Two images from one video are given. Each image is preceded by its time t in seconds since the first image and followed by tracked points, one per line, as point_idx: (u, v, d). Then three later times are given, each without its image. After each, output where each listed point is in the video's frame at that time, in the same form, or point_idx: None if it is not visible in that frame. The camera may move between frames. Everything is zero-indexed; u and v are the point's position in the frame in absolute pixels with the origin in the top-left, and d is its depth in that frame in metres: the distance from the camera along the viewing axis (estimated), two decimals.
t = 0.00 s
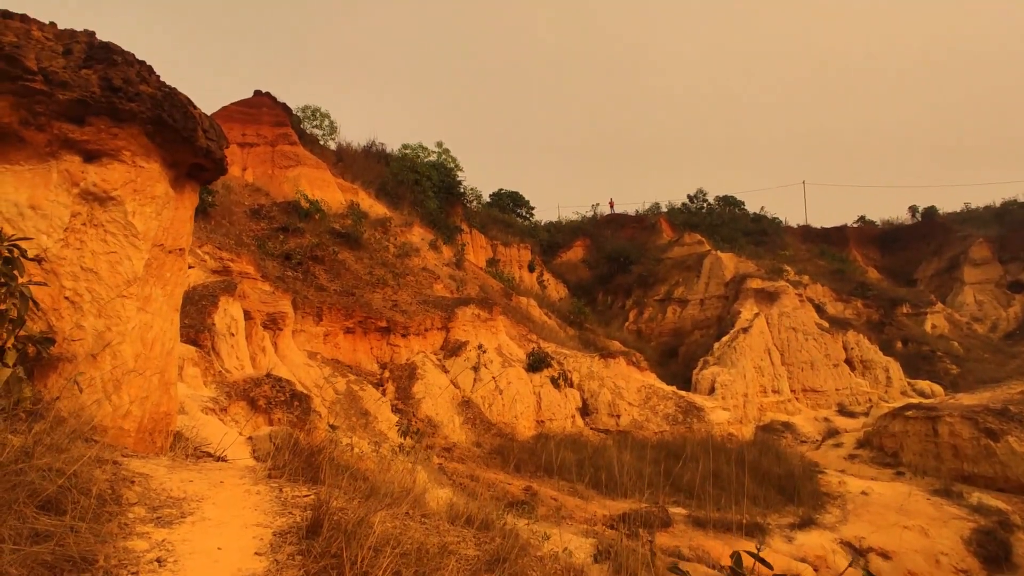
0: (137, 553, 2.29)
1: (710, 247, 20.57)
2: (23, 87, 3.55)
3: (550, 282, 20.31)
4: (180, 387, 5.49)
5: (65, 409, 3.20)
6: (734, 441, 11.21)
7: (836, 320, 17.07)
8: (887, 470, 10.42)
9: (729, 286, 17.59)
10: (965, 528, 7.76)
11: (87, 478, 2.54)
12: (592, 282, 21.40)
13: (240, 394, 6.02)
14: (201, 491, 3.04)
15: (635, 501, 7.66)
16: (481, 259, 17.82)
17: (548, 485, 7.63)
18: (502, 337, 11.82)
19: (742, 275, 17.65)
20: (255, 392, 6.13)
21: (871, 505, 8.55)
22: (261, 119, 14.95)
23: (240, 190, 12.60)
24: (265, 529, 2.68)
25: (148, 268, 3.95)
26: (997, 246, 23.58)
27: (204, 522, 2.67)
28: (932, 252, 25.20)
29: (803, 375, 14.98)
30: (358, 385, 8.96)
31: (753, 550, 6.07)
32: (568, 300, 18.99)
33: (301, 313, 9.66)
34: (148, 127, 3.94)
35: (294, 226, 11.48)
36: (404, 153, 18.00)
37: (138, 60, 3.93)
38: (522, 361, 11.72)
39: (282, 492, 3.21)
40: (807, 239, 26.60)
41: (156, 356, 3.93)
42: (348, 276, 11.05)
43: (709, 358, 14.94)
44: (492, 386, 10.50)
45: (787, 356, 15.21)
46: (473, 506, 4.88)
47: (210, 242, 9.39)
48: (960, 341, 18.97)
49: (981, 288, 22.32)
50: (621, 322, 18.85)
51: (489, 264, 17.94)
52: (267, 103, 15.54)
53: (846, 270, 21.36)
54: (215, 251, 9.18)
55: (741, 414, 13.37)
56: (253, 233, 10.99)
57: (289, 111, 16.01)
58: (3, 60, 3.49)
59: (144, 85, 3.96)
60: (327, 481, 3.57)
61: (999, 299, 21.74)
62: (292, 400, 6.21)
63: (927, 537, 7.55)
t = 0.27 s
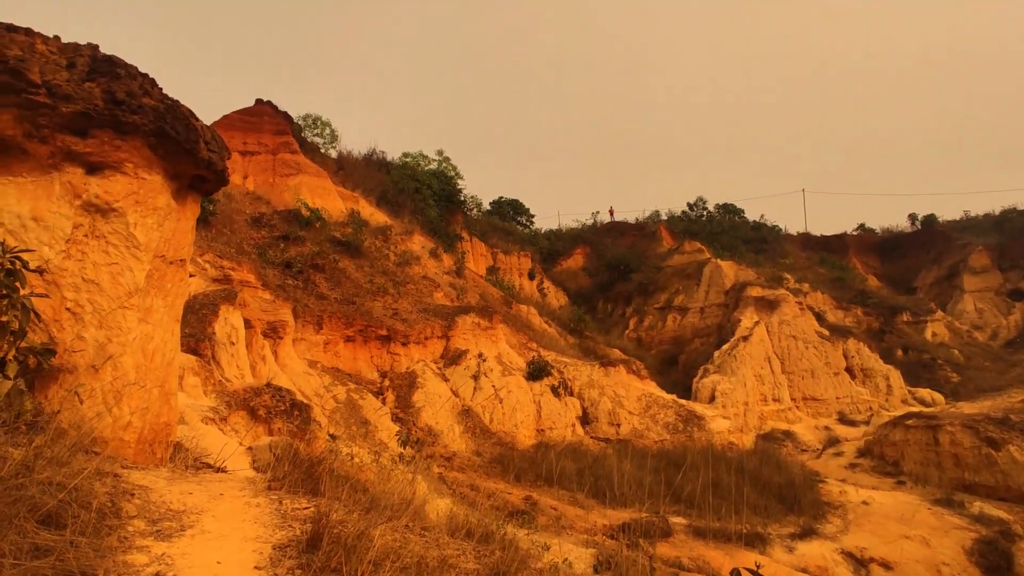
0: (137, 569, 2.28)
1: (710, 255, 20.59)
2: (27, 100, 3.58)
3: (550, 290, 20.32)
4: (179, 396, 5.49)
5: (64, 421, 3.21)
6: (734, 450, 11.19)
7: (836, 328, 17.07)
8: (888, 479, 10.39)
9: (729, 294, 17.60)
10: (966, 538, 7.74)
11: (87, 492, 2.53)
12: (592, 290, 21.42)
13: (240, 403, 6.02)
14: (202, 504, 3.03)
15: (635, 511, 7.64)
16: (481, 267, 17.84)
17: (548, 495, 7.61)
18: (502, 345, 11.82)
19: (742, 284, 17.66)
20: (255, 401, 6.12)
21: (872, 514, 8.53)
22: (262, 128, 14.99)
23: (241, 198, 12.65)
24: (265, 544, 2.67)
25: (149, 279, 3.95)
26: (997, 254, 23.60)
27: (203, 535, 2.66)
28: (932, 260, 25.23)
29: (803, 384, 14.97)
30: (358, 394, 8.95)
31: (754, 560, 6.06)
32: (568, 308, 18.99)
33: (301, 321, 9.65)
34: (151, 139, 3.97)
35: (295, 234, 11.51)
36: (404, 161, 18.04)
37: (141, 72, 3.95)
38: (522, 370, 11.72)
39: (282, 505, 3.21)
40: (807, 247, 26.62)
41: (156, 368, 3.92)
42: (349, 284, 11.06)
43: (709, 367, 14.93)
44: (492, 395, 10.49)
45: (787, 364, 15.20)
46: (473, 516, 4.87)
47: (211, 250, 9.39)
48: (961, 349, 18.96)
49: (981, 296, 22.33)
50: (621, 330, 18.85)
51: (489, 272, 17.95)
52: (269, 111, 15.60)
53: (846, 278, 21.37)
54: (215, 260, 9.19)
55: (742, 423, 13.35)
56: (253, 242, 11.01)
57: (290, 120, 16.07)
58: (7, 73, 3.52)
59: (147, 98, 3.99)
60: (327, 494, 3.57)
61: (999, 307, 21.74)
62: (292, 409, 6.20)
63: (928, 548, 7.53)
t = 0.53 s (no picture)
0: None
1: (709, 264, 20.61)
2: (28, 113, 3.60)
3: (549, 299, 20.32)
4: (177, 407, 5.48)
5: (62, 433, 3.20)
6: (734, 460, 11.15)
7: (835, 337, 17.07)
8: (888, 489, 10.36)
9: (728, 303, 17.60)
10: (967, 550, 7.71)
11: (85, 507, 2.53)
12: (591, 299, 21.44)
13: (239, 414, 6.00)
14: (200, 517, 3.02)
15: (634, 522, 7.61)
16: (481, 276, 17.84)
17: (547, 506, 7.57)
18: (501, 355, 11.81)
19: (741, 293, 17.66)
20: (253, 412, 6.11)
21: (872, 525, 8.50)
22: (262, 137, 15.03)
23: (240, 208, 12.67)
24: (262, 558, 2.66)
25: (148, 291, 3.95)
26: (995, 262, 23.65)
27: (200, 549, 2.65)
28: (930, 269, 25.27)
29: (803, 393, 14.95)
30: (357, 403, 8.92)
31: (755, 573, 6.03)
32: (567, 317, 18.99)
33: (300, 331, 9.64)
34: (151, 151, 3.98)
35: (294, 243, 11.53)
36: (404, 170, 18.08)
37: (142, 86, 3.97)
38: (521, 379, 11.71)
39: (280, 518, 3.20)
40: (806, 256, 26.66)
41: (154, 380, 3.92)
42: (348, 294, 11.06)
43: (708, 376, 14.91)
44: (491, 404, 10.47)
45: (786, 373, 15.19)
46: (472, 528, 4.85)
47: (210, 259, 9.39)
48: (960, 358, 18.95)
49: (979, 305, 22.34)
50: (621, 339, 18.85)
51: (488, 281, 17.96)
52: (269, 120, 15.65)
53: (844, 287, 21.39)
54: (214, 269, 9.19)
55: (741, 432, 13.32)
56: (253, 251, 11.02)
57: (290, 129, 16.12)
58: (9, 87, 3.54)
59: (148, 110, 4.01)
60: (325, 508, 3.56)
61: (998, 316, 21.76)
62: (290, 420, 6.19)
63: (929, 559, 7.50)
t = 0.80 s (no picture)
0: None
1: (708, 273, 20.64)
2: (30, 126, 3.63)
3: (548, 308, 20.32)
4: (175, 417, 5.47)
5: (59, 445, 3.20)
6: (733, 470, 11.13)
7: (833, 346, 17.07)
8: (887, 500, 10.34)
9: (727, 312, 17.61)
10: (966, 561, 7.68)
11: (82, 520, 2.53)
12: (590, 308, 21.46)
13: (237, 424, 5.99)
14: (197, 530, 3.01)
15: (633, 534, 7.58)
16: (479, 285, 17.85)
17: (546, 517, 7.55)
18: (500, 364, 11.80)
19: (739, 302, 17.67)
20: (251, 422, 6.10)
21: (872, 536, 8.48)
22: (262, 146, 15.06)
23: (240, 216, 12.70)
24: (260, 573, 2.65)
25: (147, 302, 3.95)
26: (993, 272, 23.71)
27: (197, 564, 2.65)
28: (928, 278, 25.32)
29: (802, 403, 14.94)
30: (355, 413, 8.91)
31: None
32: (565, 326, 18.99)
33: (299, 340, 9.63)
34: (152, 163, 4.00)
35: (294, 252, 11.54)
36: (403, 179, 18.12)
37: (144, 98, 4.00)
38: (519, 389, 11.70)
39: (278, 532, 3.19)
40: (804, 265, 26.71)
41: (153, 391, 3.92)
42: (347, 303, 11.06)
43: (707, 386, 14.89)
44: (489, 414, 10.46)
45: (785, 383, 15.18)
46: (470, 540, 4.84)
47: (209, 268, 9.38)
48: (958, 367, 18.96)
49: (978, 314, 22.37)
50: (619, 348, 18.85)
51: (487, 290, 17.97)
52: (269, 129, 15.70)
53: (842, 296, 21.42)
54: (213, 278, 9.19)
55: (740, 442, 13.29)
56: (252, 259, 11.03)
57: (290, 138, 16.17)
58: (11, 99, 3.57)
59: (149, 123, 4.03)
60: (323, 520, 3.55)
61: (996, 325, 21.79)
62: (288, 430, 6.17)
63: (928, 571, 7.50)
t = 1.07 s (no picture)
0: None
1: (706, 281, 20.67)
2: (31, 136, 3.64)
3: (547, 316, 20.32)
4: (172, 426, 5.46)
5: (57, 455, 3.19)
6: (731, 479, 11.11)
7: (831, 355, 17.08)
8: (886, 510, 10.32)
9: (725, 321, 17.63)
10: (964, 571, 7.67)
11: (79, 533, 2.52)
12: (588, 316, 21.47)
13: (234, 433, 5.98)
14: (194, 542, 3.00)
15: (632, 544, 7.57)
16: (478, 293, 17.86)
17: (544, 526, 7.52)
18: (498, 373, 11.79)
19: (737, 311, 17.69)
20: (248, 431, 6.09)
21: (870, 547, 8.47)
22: (261, 153, 15.09)
23: (239, 224, 12.73)
24: None
25: (146, 311, 3.96)
26: (990, 281, 23.77)
27: None
28: (926, 287, 25.39)
29: (800, 412, 14.93)
30: (353, 421, 8.89)
31: None
32: (564, 335, 18.99)
33: (297, 348, 9.62)
34: (152, 174, 4.01)
35: (293, 260, 11.57)
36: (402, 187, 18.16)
37: (145, 109, 4.02)
38: (518, 398, 11.69)
39: (274, 544, 3.18)
40: (802, 274, 26.75)
41: (151, 401, 3.91)
42: (345, 311, 11.06)
43: (705, 394, 14.88)
44: (487, 423, 10.44)
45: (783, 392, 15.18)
46: (469, 550, 4.83)
47: (208, 276, 9.38)
48: (956, 376, 18.97)
49: (976, 323, 22.39)
50: (618, 356, 18.85)
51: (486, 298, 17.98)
52: (269, 137, 15.75)
53: (840, 305, 21.46)
54: (212, 286, 9.19)
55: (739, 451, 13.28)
56: (251, 267, 11.04)
57: (289, 146, 16.21)
58: (12, 110, 3.59)
59: (150, 134, 4.05)
60: (320, 532, 3.54)
61: (994, 334, 21.82)
62: (286, 439, 6.16)
63: None
